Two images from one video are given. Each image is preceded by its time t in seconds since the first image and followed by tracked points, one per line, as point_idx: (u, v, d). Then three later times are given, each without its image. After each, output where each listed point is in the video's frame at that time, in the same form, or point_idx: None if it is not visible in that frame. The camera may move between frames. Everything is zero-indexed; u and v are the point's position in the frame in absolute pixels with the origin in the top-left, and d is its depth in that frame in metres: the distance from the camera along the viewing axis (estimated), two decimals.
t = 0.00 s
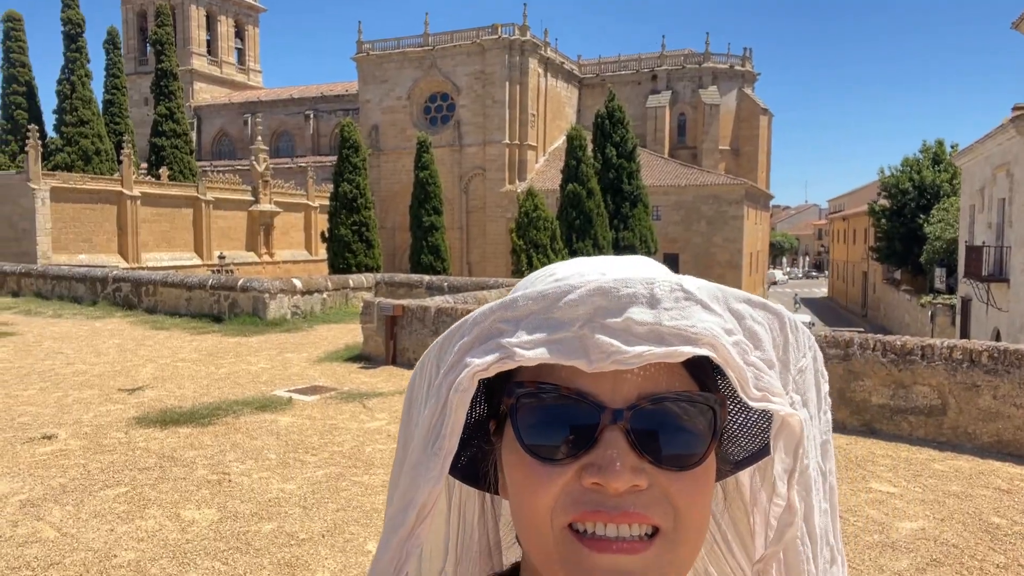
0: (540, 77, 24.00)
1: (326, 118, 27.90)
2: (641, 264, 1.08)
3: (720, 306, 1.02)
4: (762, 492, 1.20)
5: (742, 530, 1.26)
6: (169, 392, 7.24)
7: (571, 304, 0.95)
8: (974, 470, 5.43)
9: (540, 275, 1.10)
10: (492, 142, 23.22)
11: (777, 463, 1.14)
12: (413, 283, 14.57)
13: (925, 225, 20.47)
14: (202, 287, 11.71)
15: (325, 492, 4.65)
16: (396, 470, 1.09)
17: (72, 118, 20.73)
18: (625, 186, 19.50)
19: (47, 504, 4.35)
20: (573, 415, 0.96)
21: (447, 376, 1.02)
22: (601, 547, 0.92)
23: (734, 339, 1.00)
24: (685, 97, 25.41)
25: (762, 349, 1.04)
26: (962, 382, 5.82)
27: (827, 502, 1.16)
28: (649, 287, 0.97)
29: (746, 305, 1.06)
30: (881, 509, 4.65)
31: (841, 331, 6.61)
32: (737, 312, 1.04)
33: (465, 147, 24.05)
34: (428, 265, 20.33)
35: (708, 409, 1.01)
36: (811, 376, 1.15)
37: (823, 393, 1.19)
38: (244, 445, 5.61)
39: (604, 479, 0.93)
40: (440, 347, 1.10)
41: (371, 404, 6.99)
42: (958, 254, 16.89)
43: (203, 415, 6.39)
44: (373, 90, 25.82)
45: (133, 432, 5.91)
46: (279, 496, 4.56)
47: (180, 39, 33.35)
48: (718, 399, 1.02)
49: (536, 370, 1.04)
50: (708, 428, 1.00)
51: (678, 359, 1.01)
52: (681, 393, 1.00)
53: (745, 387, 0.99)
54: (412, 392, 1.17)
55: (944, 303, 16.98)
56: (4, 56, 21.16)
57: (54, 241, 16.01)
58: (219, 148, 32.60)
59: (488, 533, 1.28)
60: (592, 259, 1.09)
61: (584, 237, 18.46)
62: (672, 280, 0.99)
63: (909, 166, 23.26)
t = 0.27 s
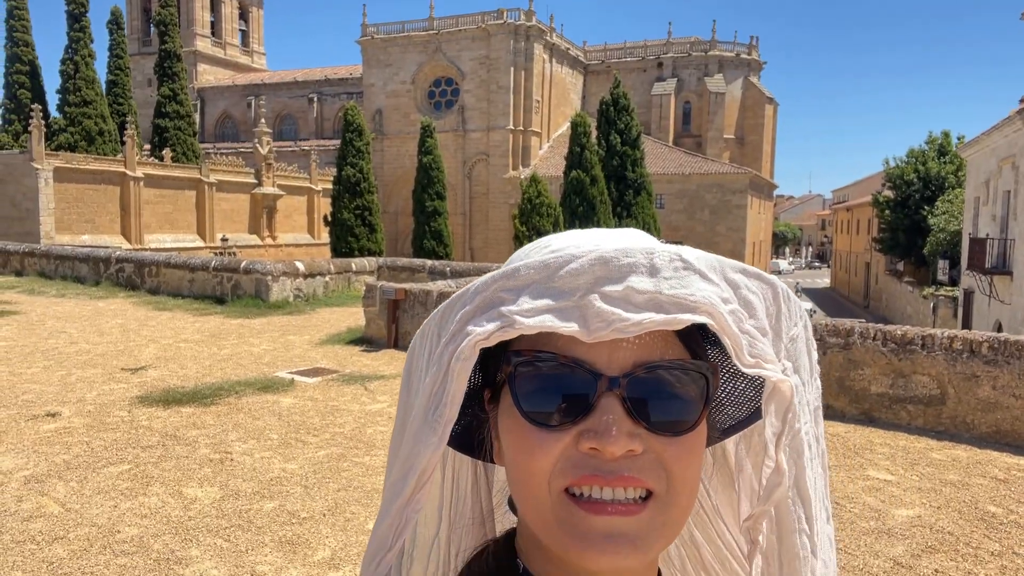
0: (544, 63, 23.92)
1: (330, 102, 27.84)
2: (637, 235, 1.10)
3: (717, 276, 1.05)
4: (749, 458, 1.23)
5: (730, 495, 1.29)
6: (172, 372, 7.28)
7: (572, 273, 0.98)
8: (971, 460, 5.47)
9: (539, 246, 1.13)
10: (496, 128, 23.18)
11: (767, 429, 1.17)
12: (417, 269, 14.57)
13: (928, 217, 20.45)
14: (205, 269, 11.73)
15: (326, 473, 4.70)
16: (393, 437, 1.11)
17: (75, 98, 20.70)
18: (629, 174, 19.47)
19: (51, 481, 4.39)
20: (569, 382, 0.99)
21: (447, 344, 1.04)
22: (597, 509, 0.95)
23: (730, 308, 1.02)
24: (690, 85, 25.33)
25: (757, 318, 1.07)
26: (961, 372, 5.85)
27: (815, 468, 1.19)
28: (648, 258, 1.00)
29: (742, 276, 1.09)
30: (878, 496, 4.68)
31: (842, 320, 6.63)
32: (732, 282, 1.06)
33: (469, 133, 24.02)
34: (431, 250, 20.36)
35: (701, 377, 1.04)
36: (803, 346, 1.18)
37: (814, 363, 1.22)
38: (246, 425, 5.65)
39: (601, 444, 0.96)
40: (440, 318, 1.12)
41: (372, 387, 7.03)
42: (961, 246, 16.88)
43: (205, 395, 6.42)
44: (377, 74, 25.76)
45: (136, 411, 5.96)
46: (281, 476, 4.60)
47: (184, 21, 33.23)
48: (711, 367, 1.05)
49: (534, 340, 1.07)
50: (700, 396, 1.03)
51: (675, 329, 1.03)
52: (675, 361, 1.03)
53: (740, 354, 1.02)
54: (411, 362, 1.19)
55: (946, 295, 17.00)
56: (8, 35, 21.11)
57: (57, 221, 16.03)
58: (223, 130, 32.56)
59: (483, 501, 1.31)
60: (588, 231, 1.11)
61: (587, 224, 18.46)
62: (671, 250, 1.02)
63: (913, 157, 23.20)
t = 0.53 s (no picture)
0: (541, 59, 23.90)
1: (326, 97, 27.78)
2: (640, 231, 1.10)
3: (719, 271, 1.05)
4: (747, 452, 1.23)
5: (729, 487, 1.30)
6: (167, 367, 7.26)
7: (575, 268, 0.98)
8: (964, 459, 5.48)
9: (541, 241, 1.12)
10: (492, 124, 23.16)
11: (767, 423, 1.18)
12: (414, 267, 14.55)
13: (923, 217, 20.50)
14: (200, 263, 11.70)
15: (321, 467, 4.70)
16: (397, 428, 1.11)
17: (70, 91, 20.62)
18: (625, 171, 19.46)
19: (45, 474, 4.39)
20: (575, 376, 0.99)
21: (450, 338, 1.04)
22: (600, 501, 0.95)
23: (731, 302, 1.03)
24: (687, 83, 25.34)
25: (757, 312, 1.07)
26: (955, 371, 5.87)
27: (816, 463, 1.20)
28: (650, 253, 1.00)
29: (744, 271, 1.09)
30: (871, 494, 4.70)
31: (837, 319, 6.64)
32: (734, 276, 1.06)
33: (466, 129, 23.99)
34: (426, 246, 20.33)
35: (702, 370, 1.04)
36: (804, 340, 1.18)
37: (814, 358, 1.23)
38: (241, 420, 5.65)
39: (604, 437, 0.96)
40: (442, 313, 1.12)
41: (367, 382, 7.03)
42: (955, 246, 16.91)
43: (201, 390, 6.42)
44: (374, 69, 25.71)
45: (130, 404, 5.95)
46: (275, 471, 4.60)
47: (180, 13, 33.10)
48: (712, 360, 1.05)
49: (537, 334, 1.06)
50: (701, 388, 1.03)
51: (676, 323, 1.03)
52: (676, 355, 1.03)
53: (740, 348, 1.02)
54: (413, 358, 1.19)
55: (939, 295, 17.04)
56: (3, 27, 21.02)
57: (52, 214, 15.99)
58: (219, 125, 32.50)
59: (483, 493, 1.31)
60: (591, 226, 1.11)
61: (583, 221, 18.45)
62: (673, 245, 1.02)
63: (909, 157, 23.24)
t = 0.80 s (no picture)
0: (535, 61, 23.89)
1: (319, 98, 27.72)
2: (660, 231, 1.08)
3: (736, 274, 1.03)
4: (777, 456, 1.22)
5: (760, 489, 1.28)
6: (161, 369, 7.21)
7: (586, 273, 0.96)
8: (961, 459, 5.47)
9: (559, 242, 1.10)
10: (486, 126, 23.15)
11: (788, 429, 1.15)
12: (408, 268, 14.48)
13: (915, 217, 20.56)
14: (193, 265, 11.65)
15: (317, 470, 4.66)
16: (414, 430, 1.10)
17: (62, 93, 20.52)
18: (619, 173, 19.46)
19: (39, 478, 4.34)
20: (591, 382, 0.97)
21: (463, 343, 1.03)
22: (616, 512, 0.93)
23: (750, 308, 1.00)
24: (680, 84, 25.36)
25: (779, 318, 1.04)
26: (952, 371, 5.86)
27: (843, 470, 1.17)
28: (665, 256, 0.97)
29: (763, 274, 1.07)
30: (869, 495, 4.69)
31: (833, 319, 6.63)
32: (753, 281, 1.04)
33: (459, 131, 23.97)
34: (421, 248, 20.29)
35: (724, 376, 1.02)
36: (830, 344, 1.16)
37: (842, 361, 1.20)
38: (236, 423, 5.61)
39: (619, 444, 0.94)
40: (457, 315, 1.10)
41: (363, 385, 6.99)
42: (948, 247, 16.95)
43: (195, 393, 6.37)
44: (367, 71, 25.65)
45: (124, 407, 5.90)
46: (271, 474, 4.56)
47: (172, 15, 32.97)
48: (734, 365, 1.03)
49: (553, 337, 1.05)
50: (723, 394, 1.01)
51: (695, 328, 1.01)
52: (698, 359, 1.01)
53: (760, 355, 1.00)
54: (430, 359, 1.17)
55: (932, 296, 17.07)
56: None
57: (44, 216, 15.90)
58: (211, 126, 32.40)
59: (507, 494, 1.29)
60: (610, 226, 1.09)
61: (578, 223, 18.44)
62: (688, 248, 1.00)
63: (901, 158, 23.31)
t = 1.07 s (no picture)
0: (530, 87, 24.04)
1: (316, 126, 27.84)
2: (682, 259, 1.06)
3: (757, 303, 1.00)
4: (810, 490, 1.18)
5: (793, 522, 1.25)
6: (158, 399, 7.15)
7: (603, 302, 0.93)
8: (965, 480, 5.42)
9: (579, 271, 1.08)
10: (481, 151, 23.23)
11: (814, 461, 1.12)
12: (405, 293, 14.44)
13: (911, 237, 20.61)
14: (190, 293, 11.62)
15: (316, 500, 4.60)
16: (433, 461, 1.09)
17: (60, 124, 20.59)
18: (615, 196, 19.51)
19: (34, 511, 4.28)
20: (612, 412, 0.95)
21: (481, 374, 1.01)
22: (638, 548, 0.90)
23: (772, 336, 0.97)
24: (674, 108, 25.53)
25: (803, 346, 1.01)
26: (954, 391, 5.83)
27: (877, 504, 1.13)
28: (683, 284, 0.94)
29: (785, 302, 1.04)
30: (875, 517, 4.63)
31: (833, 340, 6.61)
32: (775, 309, 1.02)
33: (455, 156, 24.07)
34: (418, 273, 20.28)
35: (751, 406, 0.98)
36: (858, 374, 1.13)
37: (872, 391, 1.16)
38: (234, 452, 5.55)
39: (640, 478, 0.91)
40: (475, 346, 1.09)
41: (362, 412, 6.93)
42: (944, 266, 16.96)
43: (192, 422, 6.32)
44: (363, 99, 25.80)
45: (121, 438, 5.84)
46: (270, 504, 4.50)
47: (169, 46, 33.23)
48: (760, 396, 0.99)
49: (573, 368, 1.02)
50: (750, 425, 0.98)
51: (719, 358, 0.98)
52: (722, 390, 0.98)
53: (784, 385, 0.97)
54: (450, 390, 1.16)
55: (930, 315, 17.06)
56: None
57: (40, 246, 15.87)
58: (208, 155, 32.52)
59: (533, 528, 1.26)
60: (633, 255, 1.07)
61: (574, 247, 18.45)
62: (708, 276, 0.97)
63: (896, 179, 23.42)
